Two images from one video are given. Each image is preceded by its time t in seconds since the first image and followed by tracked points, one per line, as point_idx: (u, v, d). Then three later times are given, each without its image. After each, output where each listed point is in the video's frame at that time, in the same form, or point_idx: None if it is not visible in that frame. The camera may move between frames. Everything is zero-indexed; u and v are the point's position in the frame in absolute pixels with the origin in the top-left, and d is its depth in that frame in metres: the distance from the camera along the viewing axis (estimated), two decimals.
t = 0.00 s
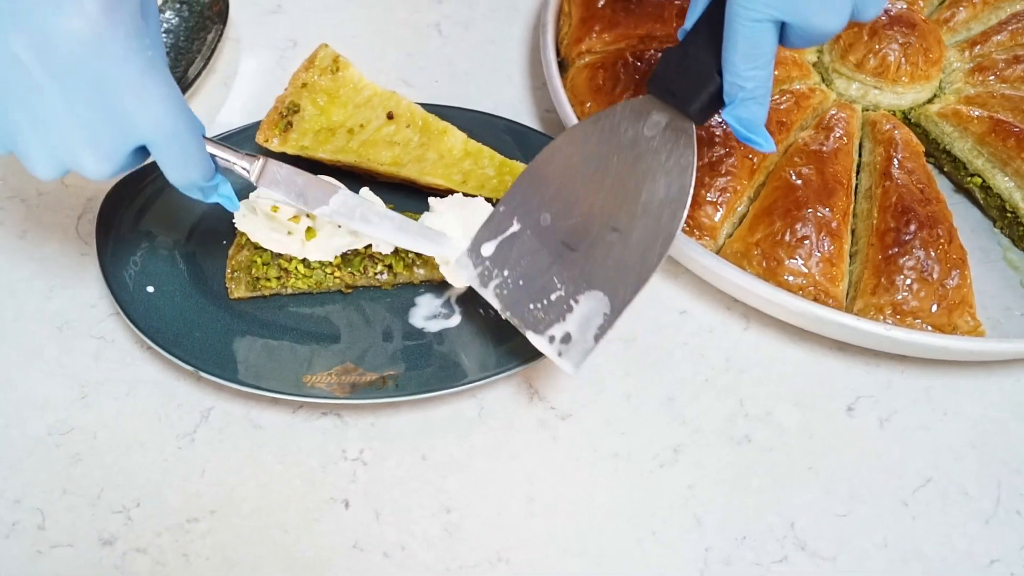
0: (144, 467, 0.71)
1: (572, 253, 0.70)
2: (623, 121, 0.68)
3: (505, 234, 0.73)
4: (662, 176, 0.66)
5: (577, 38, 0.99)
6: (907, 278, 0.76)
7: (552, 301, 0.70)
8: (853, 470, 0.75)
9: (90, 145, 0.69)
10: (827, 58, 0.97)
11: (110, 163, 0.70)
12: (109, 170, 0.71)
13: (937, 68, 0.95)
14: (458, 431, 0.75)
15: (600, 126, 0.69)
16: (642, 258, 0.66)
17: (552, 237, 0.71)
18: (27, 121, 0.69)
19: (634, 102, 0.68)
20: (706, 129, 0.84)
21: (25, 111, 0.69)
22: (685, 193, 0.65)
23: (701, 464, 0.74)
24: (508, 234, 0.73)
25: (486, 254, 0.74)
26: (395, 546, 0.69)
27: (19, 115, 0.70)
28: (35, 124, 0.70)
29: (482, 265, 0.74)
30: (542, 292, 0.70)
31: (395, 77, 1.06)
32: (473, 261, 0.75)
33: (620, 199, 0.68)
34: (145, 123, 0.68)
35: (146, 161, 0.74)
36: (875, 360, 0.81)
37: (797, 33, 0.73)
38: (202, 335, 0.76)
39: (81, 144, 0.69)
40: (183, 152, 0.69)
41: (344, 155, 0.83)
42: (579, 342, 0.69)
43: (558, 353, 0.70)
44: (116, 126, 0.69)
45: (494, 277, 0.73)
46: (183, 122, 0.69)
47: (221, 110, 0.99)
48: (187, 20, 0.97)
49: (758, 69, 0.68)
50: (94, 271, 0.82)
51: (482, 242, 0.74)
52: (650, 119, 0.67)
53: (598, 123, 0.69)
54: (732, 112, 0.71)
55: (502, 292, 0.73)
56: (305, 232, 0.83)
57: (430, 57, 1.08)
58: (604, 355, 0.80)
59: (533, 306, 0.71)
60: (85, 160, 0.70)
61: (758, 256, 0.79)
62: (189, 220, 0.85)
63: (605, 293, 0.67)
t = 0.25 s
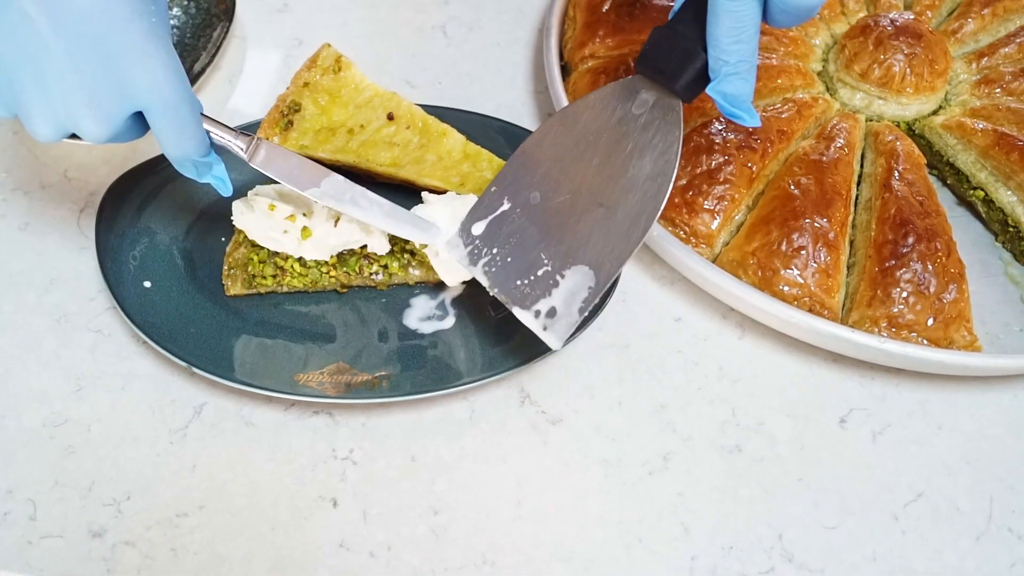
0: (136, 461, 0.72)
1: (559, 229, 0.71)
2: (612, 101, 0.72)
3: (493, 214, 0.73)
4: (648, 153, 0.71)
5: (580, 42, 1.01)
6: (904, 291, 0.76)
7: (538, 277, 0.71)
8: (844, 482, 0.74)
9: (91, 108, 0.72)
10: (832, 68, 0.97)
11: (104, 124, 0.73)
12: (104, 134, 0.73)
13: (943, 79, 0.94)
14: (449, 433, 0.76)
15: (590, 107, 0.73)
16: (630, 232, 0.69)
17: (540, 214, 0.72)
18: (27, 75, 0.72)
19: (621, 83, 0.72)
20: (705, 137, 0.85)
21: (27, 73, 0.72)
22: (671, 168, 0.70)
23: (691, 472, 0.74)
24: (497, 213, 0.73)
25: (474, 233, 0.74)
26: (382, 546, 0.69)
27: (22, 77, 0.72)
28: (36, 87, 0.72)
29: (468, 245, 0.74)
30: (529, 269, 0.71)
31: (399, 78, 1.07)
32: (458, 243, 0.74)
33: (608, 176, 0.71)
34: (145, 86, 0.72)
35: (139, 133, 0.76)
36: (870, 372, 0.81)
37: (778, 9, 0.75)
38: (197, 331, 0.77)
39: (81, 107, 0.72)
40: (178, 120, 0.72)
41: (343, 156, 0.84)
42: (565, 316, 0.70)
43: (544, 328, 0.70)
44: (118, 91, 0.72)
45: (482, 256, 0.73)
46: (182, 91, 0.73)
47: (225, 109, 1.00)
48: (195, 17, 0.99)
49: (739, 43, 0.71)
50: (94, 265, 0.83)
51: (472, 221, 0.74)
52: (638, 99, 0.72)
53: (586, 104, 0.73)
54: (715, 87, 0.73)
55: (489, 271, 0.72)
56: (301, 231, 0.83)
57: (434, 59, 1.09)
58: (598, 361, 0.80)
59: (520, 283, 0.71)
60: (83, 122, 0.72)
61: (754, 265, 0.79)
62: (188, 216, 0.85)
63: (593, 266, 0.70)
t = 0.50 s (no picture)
0: (128, 453, 0.72)
1: (551, 230, 0.74)
2: (605, 106, 0.75)
3: (484, 213, 0.76)
4: (640, 156, 0.74)
5: (588, 46, 1.01)
6: (905, 305, 0.75)
7: (529, 277, 0.74)
8: (838, 498, 0.73)
9: (77, 63, 0.71)
10: (842, 78, 0.96)
11: (88, 82, 0.72)
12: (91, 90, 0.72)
13: (954, 92, 0.92)
14: (441, 435, 0.75)
15: (583, 110, 0.76)
16: (621, 234, 0.73)
17: (531, 214, 0.75)
18: (18, 37, 0.72)
19: (614, 88, 0.76)
20: (710, 145, 0.84)
21: (19, 31, 0.72)
22: (661, 172, 0.74)
23: (683, 482, 0.74)
24: (489, 213, 0.76)
25: (465, 231, 0.76)
26: (369, 547, 0.69)
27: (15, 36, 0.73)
28: (27, 44, 0.72)
29: (460, 243, 0.77)
30: (519, 269, 0.74)
31: (406, 77, 1.07)
32: (448, 241, 0.77)
33: (600, 179, 0.74)
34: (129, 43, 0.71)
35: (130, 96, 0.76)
36: (870, 387, 0.80)
37: (772, 16, 0.79)
38: (194, 325, 0.77)
39: (67, 62, 0.71)
40: (162, 76, 0.71)
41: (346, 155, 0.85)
42: (554, 315, 0.73)
43: (533, 327, 0.73)
44: (105, 48, 0.71)
45: (471, 255, 0.76)
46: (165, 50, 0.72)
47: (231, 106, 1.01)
48: (204, 11, 1.00)
49: (733, 51, 0.75)
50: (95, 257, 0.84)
51: (463, 220, 0.76)
52: (630, 103, 0.75)
53: (580, 107, 0.76)
54: (709, 93, 0.77)
55: (479, 269, 0.75)
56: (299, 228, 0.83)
57: (442, 59, 1.09)
58: (593, 367, 0.80)
59: (510, 282, 0.74)
60: (69, 78, 0.72)
61: (754, 275, 0.78)
62: (189, 210, 0.86)
63: (583, 268, 0.73)
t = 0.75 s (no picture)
0: (127, 446, 0.72)
1: (561, 235, 0.74)
2: (617, 111, 0.74)
3: (495, 215, 0.76)
4: (651, 163, 0.73)
5: (599, 50, 1.00)
6: (910, 319, 0.74)
7: (538, 280, 0.73)
8: (838, 511, 0.73)
9: (132, 49, 0.75)
10: (856, 87, 0.96)
11: (144, 64, 0.75)
12: (144, 74, 0.76)
13: (968, 104, 0.91)
14: (439, 436, 0.75)
15: (595, 114, 0.75)
16: (630, 241, 0.72)
17: (542, 218, 0.75)
18: (77, 21, 0.75)
19: (627, 92, 0.74)
20: (717, 152, 0.84)
21: (76, 14, 0.75)
22: (672, 179, 0.73)
23: (681, 491, 0.73)
24: (500, 215, 0.76)
25: (477, 233, 0.76)
26: (364, 546, 0.69)
27: (73, 18, 0.76)
28: (83, 27, 0.75)
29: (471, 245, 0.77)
30: (529, 272, 0.74)
31: (417, 77, 1.07)
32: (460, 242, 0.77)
33: (611, 185, 0.74)
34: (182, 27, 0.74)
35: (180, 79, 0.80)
36: (873, 400, 0.79)
37: (784, 25, 0.77)
38: (195, 320, 0.77)
39: (122, 47, 0.75)
40: (212, 68, 0.75)
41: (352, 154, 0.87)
42: (563, 319, 0.73)
43: (541, 331, 0.73)
44: (159, 36, 0.75)
45: (482, 256, 0.76)
46: (216, 34, 0.75)
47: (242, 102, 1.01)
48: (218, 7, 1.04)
49: (746, 60, 0.74)
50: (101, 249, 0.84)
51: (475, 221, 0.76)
52: (642, 109, 0.74)
53: (591, 111, 0.75)
54: (721, 101, 0.76)
55: (489, 271, 0.75)
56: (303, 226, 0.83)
57: (452, 59, 1.09)
58: (594, 373, 0.80)
59: (519, 285, 0.74)
60: (124, 62, 0.75)
61: (758, 285, 0.78)
62: (194, 204, 0.86)
63: (592, 274, 0.73)
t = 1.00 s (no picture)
0: (128, 435, 0.73)
1: (567, 238, 0.74)
2: (629, 117, 0.74)
3: (504, 215, 0.76)
4: (661, 172, 0.73)
5: (614, 54, 1.00)
6: (918, 334, 0.73)
7: (543, 282, 0.73)
8: (837, 526, 0.72)
9: (138, 64, 0.75)
10: (872, 99, 0.95)
11: (148, 81, 0.76)
12: (147, 91, 0.76)
13: (986, 119, 0.90)
14: (438, 436, 0.75)
15: (608, 119, 0.74)
16: (636, 249, 0.72)
17: (550, 221, 0.75)
18: (89, 33, 0.76)
19: (640, 98, 0.73)
20: (728, 160, 0.83)
21: (89, 27, 0.76)
22: (680, 188, 0.72)
23: (679, 499, 0.73)
24: (508, 215, 0.76)
25: (485, 232, 0.77)
26: (358, 543, 0.69)
27: (85, 30, 0.76)
28: (95, 39, 0.76)
29: (479, 243, 0.77)
30: (535, 273, 0.74)
31: (431, 75, 1.07)
32: (466, 241, 0.78)
33: (620, 191, 0.74)
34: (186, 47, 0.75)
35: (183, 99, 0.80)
36: (878, 414, 0.78)
37: (800, 44, 0.77)
38: (202, 311, 0.78)
39: (129, 61, 0.75)
40: (215, 88, 0.75)
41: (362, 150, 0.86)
42: (566, 323, 0.73)
43: (544, 333, 0.73)
44: (166, 53, 0.75)
45: (489, 255, 0.76)
46: (222, 59, 0.76)
47: (256, 96, 1.02)
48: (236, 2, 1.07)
49: (759, 74, 0.74)
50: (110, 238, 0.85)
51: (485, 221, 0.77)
52: (655, 117, 0.73)
53: (604, 116, 0.75)
54: (732, 114, 0.76)
55: (495, 271, 0.75)
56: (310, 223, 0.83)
57: (467, 59, 1.09)
58: (596, 377, 0.79)
59: (525, 286, 0.74)
60: (129, 76, 0.75)
61: (764, 295, 0.77)
62: (204, 196, 0.86)
63: (596, 279, 0.73)
